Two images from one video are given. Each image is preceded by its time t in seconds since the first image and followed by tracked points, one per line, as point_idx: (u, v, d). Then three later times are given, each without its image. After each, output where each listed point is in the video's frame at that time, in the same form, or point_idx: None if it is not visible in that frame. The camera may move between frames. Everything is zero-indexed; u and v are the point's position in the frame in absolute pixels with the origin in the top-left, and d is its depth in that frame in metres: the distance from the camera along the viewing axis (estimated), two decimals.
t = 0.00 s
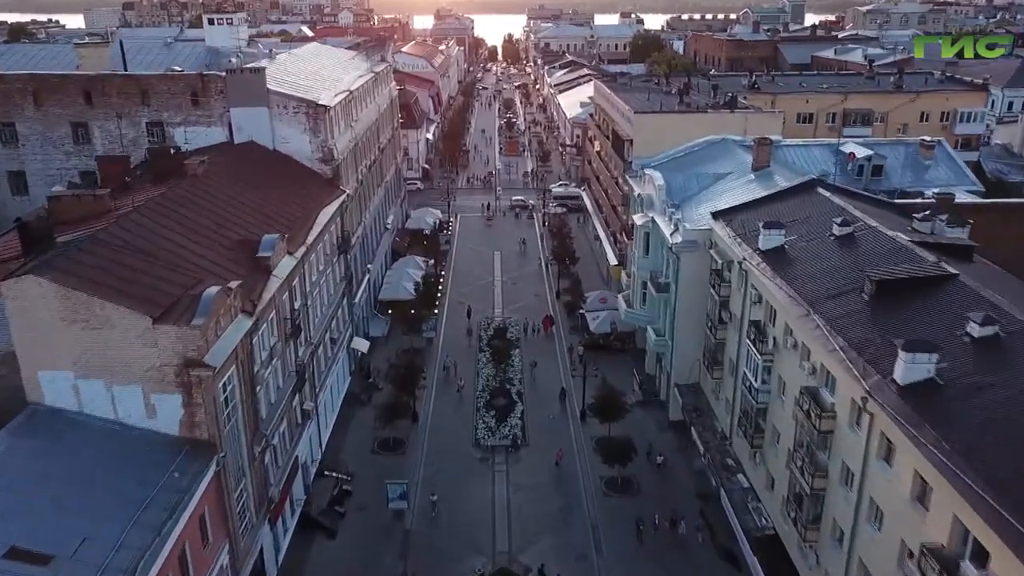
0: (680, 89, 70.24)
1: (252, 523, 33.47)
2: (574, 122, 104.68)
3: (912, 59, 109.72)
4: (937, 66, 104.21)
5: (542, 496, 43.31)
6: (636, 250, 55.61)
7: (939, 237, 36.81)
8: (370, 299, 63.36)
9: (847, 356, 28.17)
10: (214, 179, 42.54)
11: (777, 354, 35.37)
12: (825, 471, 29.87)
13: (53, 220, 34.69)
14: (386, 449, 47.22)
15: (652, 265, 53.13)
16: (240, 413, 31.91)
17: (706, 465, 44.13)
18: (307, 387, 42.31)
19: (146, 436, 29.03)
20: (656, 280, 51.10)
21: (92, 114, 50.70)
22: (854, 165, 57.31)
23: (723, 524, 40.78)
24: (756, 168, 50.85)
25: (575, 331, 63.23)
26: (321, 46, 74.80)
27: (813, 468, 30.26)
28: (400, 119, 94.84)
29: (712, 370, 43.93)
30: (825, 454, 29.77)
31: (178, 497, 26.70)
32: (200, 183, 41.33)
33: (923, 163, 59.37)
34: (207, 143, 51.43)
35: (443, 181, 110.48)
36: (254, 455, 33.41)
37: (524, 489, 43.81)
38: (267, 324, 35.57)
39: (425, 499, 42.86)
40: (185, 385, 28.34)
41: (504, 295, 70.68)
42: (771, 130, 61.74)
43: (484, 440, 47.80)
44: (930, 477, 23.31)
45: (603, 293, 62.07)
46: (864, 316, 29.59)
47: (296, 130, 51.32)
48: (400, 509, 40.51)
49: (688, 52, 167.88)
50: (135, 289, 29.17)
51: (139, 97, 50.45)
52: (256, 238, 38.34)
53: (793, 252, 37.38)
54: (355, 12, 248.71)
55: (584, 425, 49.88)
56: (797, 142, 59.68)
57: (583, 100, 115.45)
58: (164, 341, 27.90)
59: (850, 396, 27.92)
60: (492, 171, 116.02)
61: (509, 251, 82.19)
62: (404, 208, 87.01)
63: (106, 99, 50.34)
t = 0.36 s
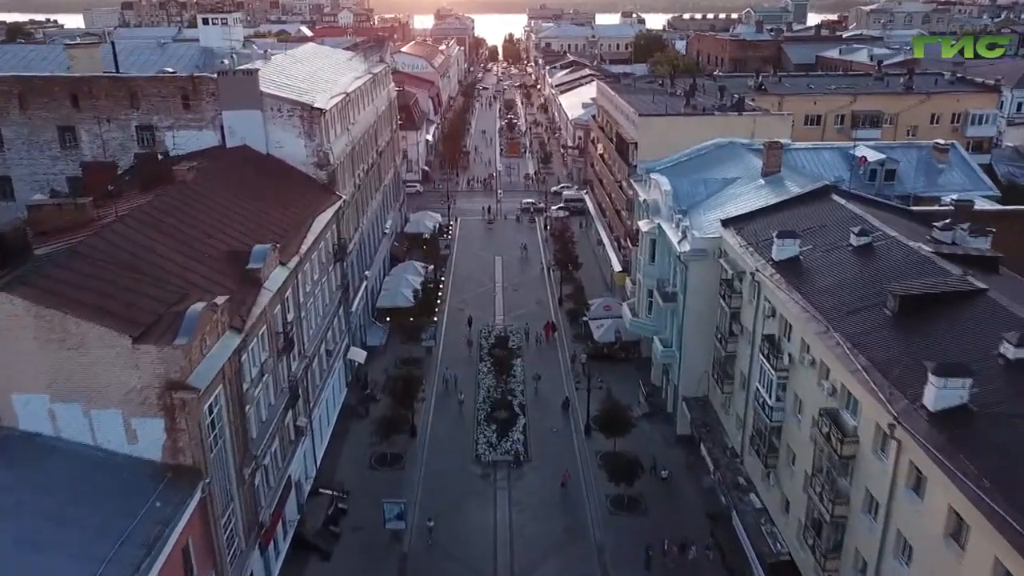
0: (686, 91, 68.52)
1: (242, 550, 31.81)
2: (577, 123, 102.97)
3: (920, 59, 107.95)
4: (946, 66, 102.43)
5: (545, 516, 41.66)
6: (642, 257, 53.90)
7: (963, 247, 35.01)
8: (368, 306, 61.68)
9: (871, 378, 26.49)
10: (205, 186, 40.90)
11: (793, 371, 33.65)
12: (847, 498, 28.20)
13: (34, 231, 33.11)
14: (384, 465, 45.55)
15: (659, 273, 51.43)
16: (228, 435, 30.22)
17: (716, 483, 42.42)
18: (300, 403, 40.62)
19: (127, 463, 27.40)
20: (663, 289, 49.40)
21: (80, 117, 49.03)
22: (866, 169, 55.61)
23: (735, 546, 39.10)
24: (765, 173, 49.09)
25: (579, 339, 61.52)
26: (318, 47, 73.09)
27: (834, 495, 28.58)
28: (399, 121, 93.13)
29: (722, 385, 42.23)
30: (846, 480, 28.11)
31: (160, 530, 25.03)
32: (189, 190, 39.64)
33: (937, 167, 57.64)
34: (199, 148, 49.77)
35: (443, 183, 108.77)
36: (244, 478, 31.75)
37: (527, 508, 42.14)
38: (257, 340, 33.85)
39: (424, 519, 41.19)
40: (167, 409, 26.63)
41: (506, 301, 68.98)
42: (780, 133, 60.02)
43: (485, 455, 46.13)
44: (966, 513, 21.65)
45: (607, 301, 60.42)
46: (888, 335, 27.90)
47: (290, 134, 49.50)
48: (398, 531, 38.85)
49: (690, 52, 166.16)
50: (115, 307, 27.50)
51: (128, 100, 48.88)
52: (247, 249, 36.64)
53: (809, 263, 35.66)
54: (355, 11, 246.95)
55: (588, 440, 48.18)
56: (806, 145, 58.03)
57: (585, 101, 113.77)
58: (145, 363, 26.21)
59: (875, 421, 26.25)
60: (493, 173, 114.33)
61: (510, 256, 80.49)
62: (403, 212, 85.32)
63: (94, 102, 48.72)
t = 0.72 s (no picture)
0: (692, 93, 66.80)
1: None
2: (579, 124, 101.22)
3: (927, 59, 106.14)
4: (955, 66, 100.59)
5: (549, 537, 39.99)
6: (647, 264, 52.21)
7: (989, 258, 33.26)
8: (365, 314, 60.02)
9: (898, 404, 24.74)
10: (194, 193, 39.19)
11: (811, 389, 31.94)
12: (871, 528, 26.51)
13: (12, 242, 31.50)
14: (381, 482, 43.88)
15: (665, 281, 49.73)
16: (214, 460, 28.50)
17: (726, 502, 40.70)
18: (293, 420, 38.94)
19: (105, 492, 25.76)
20: (670, 299, 47.69)
21: (66, 120, 47.35)
22: (878, 173, 53.92)
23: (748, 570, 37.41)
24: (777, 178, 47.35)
25: (582, 347, 59.83)
26: (315, 47, 71.40)
27: (858, 524, 26.89)
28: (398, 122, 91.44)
29: (734, 401, 40.50)
30: (871, 509, 26.44)
31: (138, 566, 23.29)
32: (178, 198, 37.94)
33: (952, 171, 55.90)
34: (192, 153, 48.11)
35: (443, 186, 107.09)
36: (232, 504, 30.06)
37: (530, 528, 40.46)
38: (246, 357, 32.12)
39: (422, 542, 39.49)
40: (147, 436, 24.97)
41: (507, 308, 67.32)
42: (790, 136, 58.28)
43: (486, 472, 44.46)
44: (1009, 554, 19.99)
45: (612, 308, 58.73)
46: (915, 355, 26.19)
47: (284, 138, 47.70)
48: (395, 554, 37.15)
49: (693, 52, 164.42)
50: (92, 325, 25.81)
51: (117, 103, 47.21)
52: (236, 260, 34.93)
53: (826, 275, 33.95)
54: (354, 11, 245.14)
55: (593, 455, 46.47)
56: (816, 148, 56.50)
57: (588, 102, 112.05)
58: (123, 388, 24.56)
59: (904, 449, 24.55)
60: (494, 174, 112.61)
61: (511, 261, 78.79)
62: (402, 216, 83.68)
63: (81, 105, 47.03)
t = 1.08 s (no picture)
0: (698, 95, 65.08)
1: None
2: (581, 127, 99.49)
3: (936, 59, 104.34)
4: (964, 67, 98.81)
5: (553, 560, 38.29)
6: (654, 272, 50.51)
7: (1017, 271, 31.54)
8: (362, 323, 58.36)
9: (931, 434, 23.04)
10: (182, 202, 37.54)
11: (830, 411, 30.30)
12: (899, 564, 24.88)
13: None
14: (379, 501, 42.20)
15: (673, 291, 48.03)
16: (199, 489, 26.82)
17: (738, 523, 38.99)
18: (286, 439, 37.25)
19: (81, 526, 24.08)
20: (678, 309, 46.00)
21: (52, 125, 45.66)
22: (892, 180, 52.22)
23: None
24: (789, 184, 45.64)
25: (586, 357, 58.17)
26: (312, 48, 69.67)
27: (885, 560, 25.25)
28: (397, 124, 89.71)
29: (746, 418, 38.82)
30: (899, 544, 24.80)
31: None
32: (164, 208, 36.28)
33: (968, 176, 54.18)
34: (182, 159, 46.43)
35: (443, 188, 105.35)
36: (219, 534, 28.37)
37: (533, 551, 38.76)
38: (234, 376, 30.42)
39: (420, 566, 37.81)
40: (124, 467, 23.27)
41: (509, 316, 65.63)
42: (800, 140, 56.57)
43: (487, 491, 42.79)
44: None
45: (616, 317, 57.04)
46: (947, 379, 24.51)
47: (278, 143, 46.00)
48: None
49: (696, 52, 162.67)
50: (66, 348, 24.20)
51: (105, 107, 45.54)
52: (224, 273, 33.24)
53: (844, 290, 32.26)
54: (354, 11, 243.19)
55: (598, 473, 44.77)
56: (828, 153, 54.86)
57: (590, 103, 110.35)
58: (98, 416, 22.87)
59: (937, 482, 22.89)
60: (494, 177, 110.88)
61: (513, 266, 77.08)
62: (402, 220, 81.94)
63: (67, 109, 45.34)
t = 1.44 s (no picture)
0: (705, 97, 63.31)
1: None
2: (584, 128, 97.74)
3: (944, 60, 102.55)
4: (973, 68, 97.06)
5: None
6: (661, 281, 48.74)
7: None
8: (360, 333, 56.62)
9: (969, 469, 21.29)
10: (167, 212, 35.80)
11: (853, 436, 28.56)
12: None
13: None
14: (375, 522, 40.49)
15: (681, 301, 46.27)
16: (180, 522, 25.10)
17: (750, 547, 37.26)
18: (277, 460, 35.52)
19: (51, 565, 22.36)
20: (687, 321, 44.24)
21: (35, 130, 43.91)
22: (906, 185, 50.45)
23: None
24: (801, 191, 43.89)
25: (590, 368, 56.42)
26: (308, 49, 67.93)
27: None
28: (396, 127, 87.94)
29: (759, 437, 37.08)
30: None
31: None
32: (150, 218, 34.55)
33: (985, 182, 52.43)
34: (171, 165, 44.72)
35: (443, 191, 103.62)
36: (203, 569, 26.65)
37: None
38: (220, 398, 28.68)
39: None
40: (96, 504, 21.55)
41: (510, 324, 63.87)
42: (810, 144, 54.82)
43: (488, 511, 41.08)
44: None
45: (621, 326, 55.27)
46: (983, 407, 22.74)
47: (270, 148, 44.24)
48: None
49: (699, 53, 160.92)
50: (34, 376, 22.53)
51: (90, 112, 43.81)
52: (210, 288, 31.49)
53: (865, 305, 30.48)
54: (354, 11, 241.44)
55: (604, 492, 43.04)
56: (840, 157, 53.11)
57: (592, 104, 108.59)
58: (67, 450, 21.16)
59: (976, 521, 21.17)
60: (495, 179, 109.17)
61: (514, 272, 75.35)
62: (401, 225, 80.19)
63: (51, 114, 43.61)
